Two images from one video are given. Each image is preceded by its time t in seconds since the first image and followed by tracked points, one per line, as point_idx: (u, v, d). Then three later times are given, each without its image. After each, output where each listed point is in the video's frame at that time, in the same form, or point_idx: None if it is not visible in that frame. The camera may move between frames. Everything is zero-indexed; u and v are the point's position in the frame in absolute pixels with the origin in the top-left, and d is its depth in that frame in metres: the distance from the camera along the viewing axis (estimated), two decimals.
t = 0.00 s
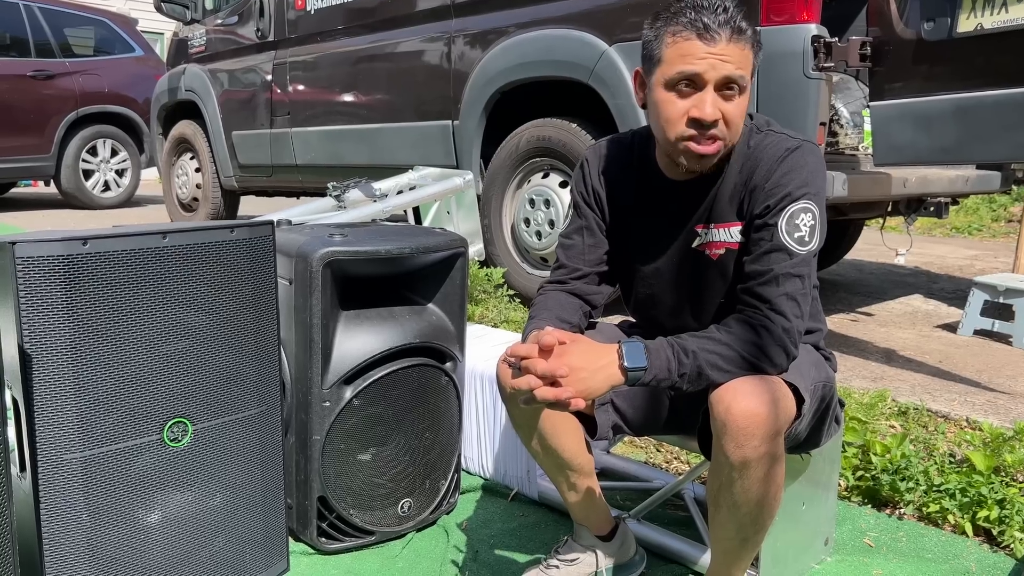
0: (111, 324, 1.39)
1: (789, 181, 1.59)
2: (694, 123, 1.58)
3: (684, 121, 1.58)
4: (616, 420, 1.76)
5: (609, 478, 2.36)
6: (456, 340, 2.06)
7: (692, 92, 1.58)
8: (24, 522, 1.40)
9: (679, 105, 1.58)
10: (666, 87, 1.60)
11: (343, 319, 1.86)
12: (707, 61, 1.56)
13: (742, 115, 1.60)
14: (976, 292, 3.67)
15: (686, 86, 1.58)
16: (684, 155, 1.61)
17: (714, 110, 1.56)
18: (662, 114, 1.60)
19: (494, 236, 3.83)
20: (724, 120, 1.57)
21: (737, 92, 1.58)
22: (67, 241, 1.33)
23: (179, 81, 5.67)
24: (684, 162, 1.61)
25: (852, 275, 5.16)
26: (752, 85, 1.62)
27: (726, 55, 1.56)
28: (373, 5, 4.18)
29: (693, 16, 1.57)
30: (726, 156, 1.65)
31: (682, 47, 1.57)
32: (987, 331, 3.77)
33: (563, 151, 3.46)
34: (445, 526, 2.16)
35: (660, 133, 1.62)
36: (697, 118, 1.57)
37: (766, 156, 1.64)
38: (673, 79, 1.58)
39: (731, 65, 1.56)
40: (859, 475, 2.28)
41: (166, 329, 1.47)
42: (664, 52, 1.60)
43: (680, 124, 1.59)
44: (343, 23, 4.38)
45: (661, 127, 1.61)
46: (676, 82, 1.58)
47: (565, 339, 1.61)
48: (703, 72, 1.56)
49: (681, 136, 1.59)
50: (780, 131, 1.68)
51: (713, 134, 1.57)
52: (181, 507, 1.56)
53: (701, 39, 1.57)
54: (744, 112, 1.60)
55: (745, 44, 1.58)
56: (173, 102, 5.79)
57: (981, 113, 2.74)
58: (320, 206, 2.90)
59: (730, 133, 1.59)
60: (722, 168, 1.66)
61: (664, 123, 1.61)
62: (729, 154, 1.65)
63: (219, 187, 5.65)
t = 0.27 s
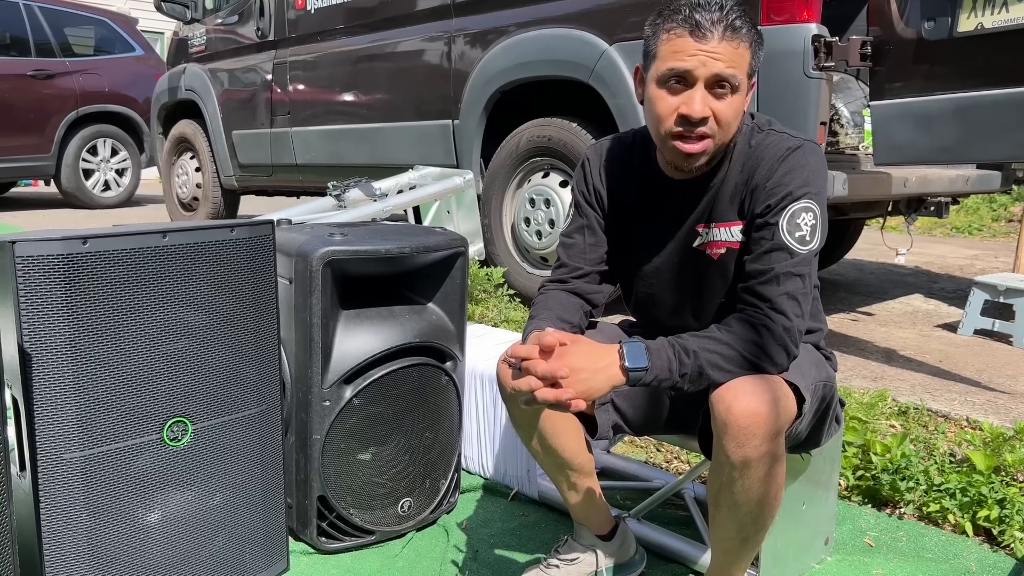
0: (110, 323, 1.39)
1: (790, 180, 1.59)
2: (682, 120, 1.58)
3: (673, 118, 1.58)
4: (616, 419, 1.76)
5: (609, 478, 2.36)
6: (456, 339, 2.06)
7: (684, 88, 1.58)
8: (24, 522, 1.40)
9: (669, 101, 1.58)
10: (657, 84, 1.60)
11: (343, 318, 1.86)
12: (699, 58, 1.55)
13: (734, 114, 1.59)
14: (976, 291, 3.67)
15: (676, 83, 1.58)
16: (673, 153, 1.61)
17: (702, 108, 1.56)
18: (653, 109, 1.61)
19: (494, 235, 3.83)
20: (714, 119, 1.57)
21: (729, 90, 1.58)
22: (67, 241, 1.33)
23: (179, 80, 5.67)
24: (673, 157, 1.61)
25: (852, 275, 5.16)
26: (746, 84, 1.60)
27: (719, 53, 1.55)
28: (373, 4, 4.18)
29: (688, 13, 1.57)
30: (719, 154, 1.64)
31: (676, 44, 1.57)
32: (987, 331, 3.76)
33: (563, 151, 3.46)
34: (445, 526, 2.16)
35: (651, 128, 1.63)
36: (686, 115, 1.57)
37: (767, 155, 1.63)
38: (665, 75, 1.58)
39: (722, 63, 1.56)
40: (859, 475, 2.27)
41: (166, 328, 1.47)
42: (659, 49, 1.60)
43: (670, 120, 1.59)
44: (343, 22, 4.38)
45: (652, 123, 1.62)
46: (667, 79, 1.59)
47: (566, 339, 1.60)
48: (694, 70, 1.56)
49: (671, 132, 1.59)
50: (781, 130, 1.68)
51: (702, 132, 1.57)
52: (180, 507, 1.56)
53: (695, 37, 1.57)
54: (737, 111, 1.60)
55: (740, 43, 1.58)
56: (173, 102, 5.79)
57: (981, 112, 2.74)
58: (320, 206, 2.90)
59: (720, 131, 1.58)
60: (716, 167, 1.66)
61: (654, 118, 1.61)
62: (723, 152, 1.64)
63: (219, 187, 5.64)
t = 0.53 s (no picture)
0: (110, 324, 1.39)
1: (789, 181, 1.59)
2: (693, 119, 1.57)
3: (684, 117, 1.58)
4: (616, 420, 1.76)
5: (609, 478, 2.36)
6: (456, 339, 2.06)
7: (693, 87, 1.57)
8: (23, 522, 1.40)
9: (679, 100, 1.58)
10: (665, 83, 1.59)
11: (342, 318, 1.86)
12: (708, 56, 1.55)
13: (742, 110, 1.59)
14: (976, 291, 3.67)
15: (686, 81, 1.57)
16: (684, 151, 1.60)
17: (714, 105, 1.56)
18: (662, 109, 1.59)
19: (494, 236, 3.83)
20: (724, 116, 1.57)
21: (737, 87, 1.58)
22: (66, 241, 1.33)
23: (179, 80, 5.67)
24: (684, 157, 1.60)
25: (852, 275, 5.16)
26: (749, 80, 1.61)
27: (727, 50, 1.55)
28: (373, 5, 4.18)
29: (691, 12, 1.58)
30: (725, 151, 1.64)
31: (682, 43, 1.57)
32: (987, 331, 3.76)
33: (563, 151, 3.46)
34: (444, 526, 2.16)
35: (660, 129, 1.61)
36: (698, 114, 1.56)
37: (766, 156, 1.63)
38: (673, 75, 1.57)
39: (731, 60, 1.56)
40: (859, 475, 2.27)
41: (165, 329, 1.47)
42: (664, 49, 1.59)
43: (681, 120, 1.58)
44: (343, 23, 4.38)
45: (661, 123, 1.60)
46: (676, 78, 1.57)
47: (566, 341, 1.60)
48: (703, 68, 1.55)
49: (682, 132, 1.58)
50: (780, 131, 1.68)
51: (713, 130, 1.57)
52: (180, 507, 1.55)
53: (701, 35, 1.56)
54: (744, 107, 1.60)
55: (743, 39, 1.58)
56: (173, 102, 5.79)
57: (981, 112, 2.74)
58: (319, 206, 2.90)
59: (730, 128, 1.59)
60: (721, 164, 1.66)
61: (664, 119, 1.60)
62: (730, 149, 1.65)
63: (219, 188, 5.64)
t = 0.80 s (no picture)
0: (111, 326, 1.40)
1: (789, 183, 1.59)
2: (669, 130, 1.58)
3: (662, 127, 1.58)
4: (617, 421, 1.76)
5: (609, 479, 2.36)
6: (456, 341, 2.06)
7: (672, 98, 1.57)
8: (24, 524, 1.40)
9: (658, 110, 1.58)
10: (648, 93, 1.60)
11: (343, 320, 1.86)
12: (686, 69, 1.54)
13: (725, 124, 1.57)
14: (976, 292, 3.67)
15: (667, 92, 1.57)
16: (664, 160, 1.62)
17: (690, 119, 1.55)
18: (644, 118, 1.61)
19: (494, 237, 3.83)
20: (703, 129, 1.57)
21: (719, 100, 1.56)
22: (67, 244, 1.33)
23: (179, 82, 5.68)
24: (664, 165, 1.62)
25: (852, 276, 5.16)
26: (739, 93, 1.58)
27: (708, 64, 1.53)
28: (373, 6, 4.19)
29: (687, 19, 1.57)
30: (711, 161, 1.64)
31: (665, 54, 1.56)
32: (987, 332, 3.76)
33: (563, 153, 3.46)
34: (445, 528, 2.16)
35: (644, 135, 1.63)
36: (673, 125, 1.56)
37: (766, 159, 1.64)
38: (655, 85, 1.58)
39: (712, 75, 1.54)
40: (859, 476, 2.28)
41: (165, 331, 1.47)
42: (651, 58, 1.59)
43: (658, 130, 1.59)
44: (343, 24, 4.38)
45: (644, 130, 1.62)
46: (658, 88, 1.58)
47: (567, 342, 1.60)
48: (683, 80, 1.54)
49: (659, 141, 1.59)
50: (780, 133, 1.68)
51: (691, 142, 1.57)
52: (181, 509, 1.56)
53: (684, 47, 1.54)
54: (729, 121, 1.58)
55: (731, 53, 1.55)
56: (174, 104, 5.79)
57: (981, 114, 2.74)
58: (319, 208, 2.90)
59: (709, 141, 1.58)
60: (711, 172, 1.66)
61: (645, 127, 1.61)
62: (716, 161, 1.64)
63: (220, 189, 5.65)
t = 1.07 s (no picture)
0: (111, 329, 1.40)
1: (792, 186, 1.60)
2: (665, 133, 1.58)
3: (657, 131, 1.59)
4: (617, 422, 1.77)
5: (610, 481, 2.36)
6: (456, 343, 2.06)
7: (667, 102, 1.58)
8: (25, 527, 1.40)
9: (654, 114, 1.59)
10: (645, 97, 1.61)
11: (343, 323, 1.87)
12: (681, 73, 1.55)
13: (720, 127, 1.58)
14: (977, 293, 3.67)
15: (660, 97, 1.58)
16: (661, 164, 1.63)
17: (684, 123, 1.56)
18: (641, 122, 1.62)
19: (494, 239, 3.84)
20: (699, 132, 1.57)
21: (714, 103, 1.57)
22: (68, 247, 1.34)
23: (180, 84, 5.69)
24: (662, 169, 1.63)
25: (853, 277, 5.16)
26: (733, 96, 1.59)
27: (702, 67, 1.54)
28: (373, 9, 4.19)
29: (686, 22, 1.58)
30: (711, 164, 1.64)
31: (661, 58, 1.57)
32: (988, 333, 3.76)
33: (564, 154, 3.47)
34: (445, 530, 2.16)
35: (642, 140, 1.64)
36: (668, 129, 1.57)
37: (768, 162, 1.64)
38: (652, 89, 1.59)
39: (705, 77, 1.54)
40: (860, 477, 2.28)
41: (166, 334, 1.47)
42: (647, 62, 1.60)
43: (654, 133, 1.60)
44: (344, 27, 4.39)
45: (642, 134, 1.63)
46: (651, 94, 1.59)
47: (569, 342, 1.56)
48: (675, 84, 1.55)
49: (656, 145, 1.60)
50: (781, 136, 1.69)
51: (687, 145, 1.58)
52: (182, 511, 1.56)
53: (679, 51, 1.56)
54: (725, 123, 1.58)
55: (724, 55, 1.56)
56: (175, 106, 5.80)
57: (981, 115, 2.74)
58: (320, 211, 2.90)
59: (704, 145, 1.58)
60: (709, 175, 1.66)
61: (643, 130, 1.62)
62: (711, 165, 1.64)
63: (221, 191, 5.65)
